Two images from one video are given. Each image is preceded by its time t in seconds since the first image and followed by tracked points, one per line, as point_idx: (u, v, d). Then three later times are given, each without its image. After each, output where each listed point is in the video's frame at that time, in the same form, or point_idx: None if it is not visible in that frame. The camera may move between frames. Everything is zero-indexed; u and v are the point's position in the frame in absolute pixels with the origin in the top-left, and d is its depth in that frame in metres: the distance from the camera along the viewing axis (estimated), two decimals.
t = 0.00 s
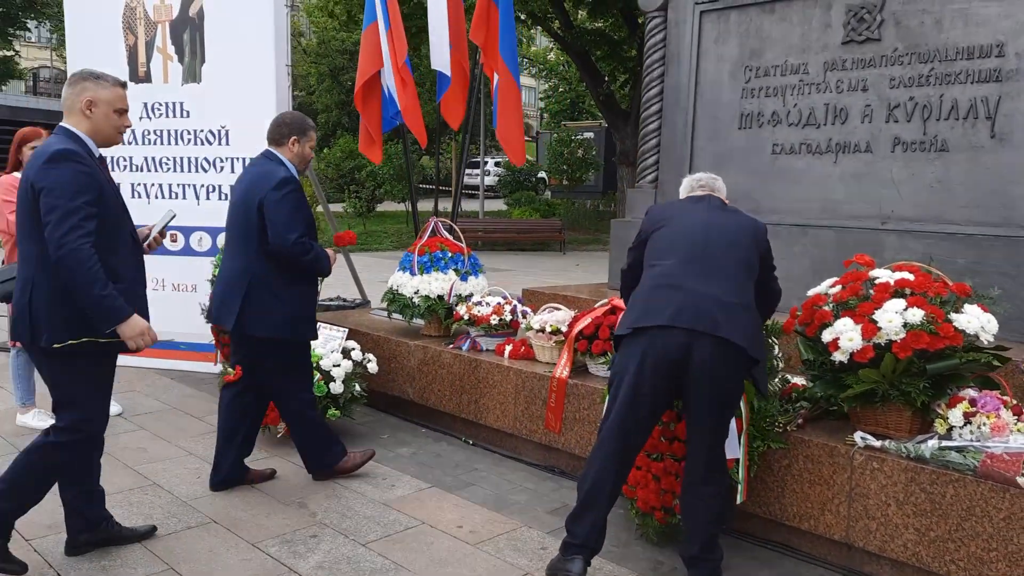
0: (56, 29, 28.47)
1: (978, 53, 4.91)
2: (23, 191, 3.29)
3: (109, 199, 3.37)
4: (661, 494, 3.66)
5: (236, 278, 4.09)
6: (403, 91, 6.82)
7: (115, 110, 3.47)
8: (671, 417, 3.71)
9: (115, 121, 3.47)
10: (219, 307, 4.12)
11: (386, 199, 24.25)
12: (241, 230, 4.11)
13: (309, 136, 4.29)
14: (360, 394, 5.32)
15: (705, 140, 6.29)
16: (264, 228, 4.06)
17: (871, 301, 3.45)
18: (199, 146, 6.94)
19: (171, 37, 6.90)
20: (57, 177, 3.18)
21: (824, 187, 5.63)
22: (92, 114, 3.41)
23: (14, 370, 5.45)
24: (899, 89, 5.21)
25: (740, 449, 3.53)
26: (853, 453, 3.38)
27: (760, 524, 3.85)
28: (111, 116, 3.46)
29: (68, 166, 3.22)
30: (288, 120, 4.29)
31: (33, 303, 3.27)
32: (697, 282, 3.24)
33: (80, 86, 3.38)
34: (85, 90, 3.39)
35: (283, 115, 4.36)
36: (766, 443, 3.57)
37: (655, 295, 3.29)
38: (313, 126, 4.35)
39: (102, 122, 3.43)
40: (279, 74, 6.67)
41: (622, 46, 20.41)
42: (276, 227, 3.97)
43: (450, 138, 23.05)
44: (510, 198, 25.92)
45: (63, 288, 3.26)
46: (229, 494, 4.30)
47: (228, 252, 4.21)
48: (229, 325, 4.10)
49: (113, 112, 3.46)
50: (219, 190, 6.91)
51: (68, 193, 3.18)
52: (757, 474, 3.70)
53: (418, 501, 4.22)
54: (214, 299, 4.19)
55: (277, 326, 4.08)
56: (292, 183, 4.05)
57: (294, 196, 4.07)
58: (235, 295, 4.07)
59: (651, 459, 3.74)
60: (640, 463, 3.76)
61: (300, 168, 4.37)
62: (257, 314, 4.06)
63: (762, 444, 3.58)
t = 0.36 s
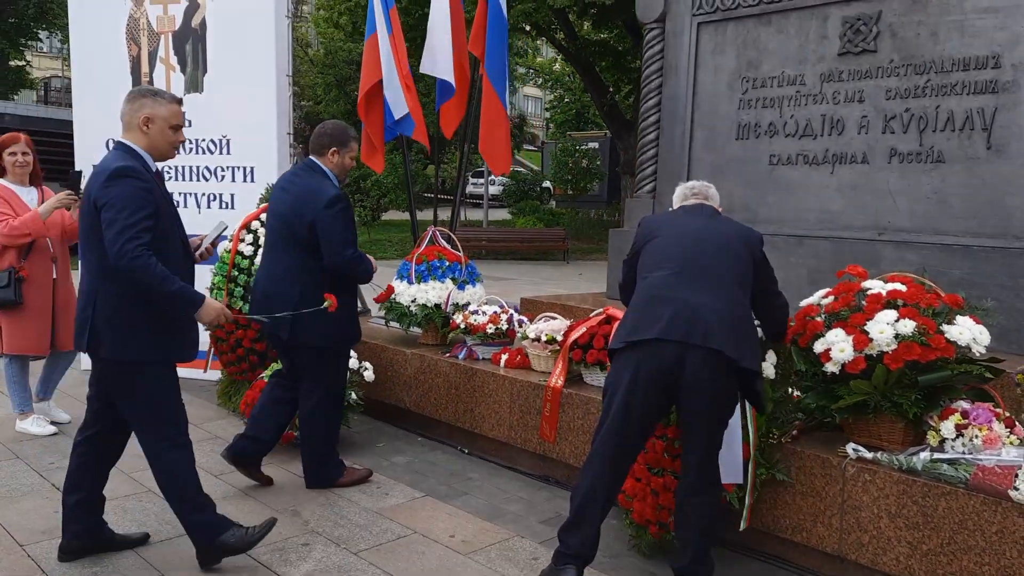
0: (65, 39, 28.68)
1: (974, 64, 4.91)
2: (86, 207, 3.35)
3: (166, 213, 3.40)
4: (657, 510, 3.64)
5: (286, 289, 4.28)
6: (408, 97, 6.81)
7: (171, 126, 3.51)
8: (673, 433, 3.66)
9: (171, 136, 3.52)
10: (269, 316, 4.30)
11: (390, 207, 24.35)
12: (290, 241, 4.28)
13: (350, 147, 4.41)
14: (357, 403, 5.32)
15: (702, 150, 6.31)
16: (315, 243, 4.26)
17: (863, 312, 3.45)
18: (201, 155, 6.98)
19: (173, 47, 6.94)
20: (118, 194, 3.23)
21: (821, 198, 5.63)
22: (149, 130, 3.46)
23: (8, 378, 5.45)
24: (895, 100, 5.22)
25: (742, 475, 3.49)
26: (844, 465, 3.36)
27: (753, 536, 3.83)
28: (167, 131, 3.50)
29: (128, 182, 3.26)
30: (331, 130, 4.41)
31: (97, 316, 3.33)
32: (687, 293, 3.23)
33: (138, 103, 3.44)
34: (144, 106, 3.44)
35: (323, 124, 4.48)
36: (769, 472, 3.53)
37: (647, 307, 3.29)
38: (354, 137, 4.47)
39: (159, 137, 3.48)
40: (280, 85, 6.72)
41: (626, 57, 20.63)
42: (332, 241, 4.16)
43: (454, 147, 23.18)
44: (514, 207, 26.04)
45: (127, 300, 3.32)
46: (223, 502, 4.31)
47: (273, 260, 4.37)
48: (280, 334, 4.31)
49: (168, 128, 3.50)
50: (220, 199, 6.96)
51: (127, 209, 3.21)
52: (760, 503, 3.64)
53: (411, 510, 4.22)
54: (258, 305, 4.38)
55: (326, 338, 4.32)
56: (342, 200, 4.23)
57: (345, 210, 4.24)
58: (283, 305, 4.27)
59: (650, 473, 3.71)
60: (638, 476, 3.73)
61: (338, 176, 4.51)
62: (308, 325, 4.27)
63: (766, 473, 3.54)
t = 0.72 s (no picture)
0: (78, 55, 29.07)
1: (980, 76, 4.93)
2: (186, 229, 3.37)
3: (266, 238, 3.46)
4: (666, 522, 3.65)
5: (318, 303, 4.36)
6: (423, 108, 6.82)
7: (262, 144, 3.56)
8: (682, 445, 3.68)
9: (261, 155, 3.57)
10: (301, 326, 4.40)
11: (399, 220, 24.49)
12: (323, 255, 4.34)
13: (383, 163, 4.45)
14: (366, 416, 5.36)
15: (710, 163, 6.34)
16: (347, 260, 4.32)
17: (870, 324, 3.47)
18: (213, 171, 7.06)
19: (186, 64, 7.03)
20: (225, 219, 3.27)
21: (828, 210, 5.65)
22: (240, 149, 3.51)
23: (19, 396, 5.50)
24: (902, 112, 5.24)
25: (748, 489, 3.50)
26: (853, 477, 3.36)
27: (761, 549, 3.83)
28: (257, 150, 3.55)
29: (234, 207, 3.31)
30: (365, 147, 4.46)
31: (201, 337, 3.39)
32: (696, 307, 3.24)
33: (232, 122, 3.49)
34: (236, 124, 3.50)
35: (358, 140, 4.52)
36: (778, 484, 3.55)
37: (655, 320, 3.30)
38: (388, 154, 4.52)
39: (251, 156, 3.53)
40: (292, 100, 6.81)
41: (633, 69, 20.82)
42: (364, 258, 4.23)
43: (463, 160, 23.34)
44: (522, 219, 26.17)
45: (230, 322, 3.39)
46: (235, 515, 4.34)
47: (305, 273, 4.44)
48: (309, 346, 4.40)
49: (259, 146, 3.55)
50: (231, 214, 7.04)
51: (233, 235, 3.27)
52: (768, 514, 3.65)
53: (421, 523, 4.24)
54: (290, 317, 4.46)
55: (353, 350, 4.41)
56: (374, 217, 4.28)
57: (376, 228, 4.30)
58: (315, 318, 4.36)
59: (659, 486, 3.72)
60: (647, 488, 3.74)
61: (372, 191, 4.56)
62: (341, 337, 4.38)
63: (774, 484, 3.56)
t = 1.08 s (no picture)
0: (86, 59, 29.19)
1: (986, 80, 4.97)
2: (268, 236, 3.50)
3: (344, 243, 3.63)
4: (677, 521, 3.69)
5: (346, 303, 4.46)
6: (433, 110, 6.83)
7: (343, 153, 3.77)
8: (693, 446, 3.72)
9: (341, 165, 3.78)
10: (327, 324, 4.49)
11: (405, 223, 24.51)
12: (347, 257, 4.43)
13: (409, 168, 4.53)
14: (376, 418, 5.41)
15: (717, 165, 6.38)
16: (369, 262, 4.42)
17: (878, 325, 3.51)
18: (225, 175, 7.14)
19: (198, 70, 7.11)
20: (314, 230, 3.44)
21: (835, 212, 5.69)
22: (324, 157, 3.71)
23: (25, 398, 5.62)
24: (909, 115, 5.28)
25: (759, 486, 3.54)
26: (861, 475, 3.40)
27: (770, 548, 3.87)
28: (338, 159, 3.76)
29: (322, 218, 3.48)
30: (392, 153, 4.57)
31: (274, 338, 3.50)
32: (700, 314, 3.28)
33: (320, 131, 3.69)
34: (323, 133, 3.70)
35: (386, 147, 4.61)
36: (787, 482, 3.59)
37: (659, 329, 3.32)
38: (414, 158, 4.59)
39: (334, 165, 3.73)
40: (302, 105, 6.88)
41: (640, 71, 20.71)
42: (385, 258, 4.33)
43: (469, 163, 23.35)
44: (529, 222, 26.15)
45: (305, 325, 3.54)
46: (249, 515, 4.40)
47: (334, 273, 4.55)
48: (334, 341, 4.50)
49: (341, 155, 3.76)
50: (243, 218, 7.13)
51: (321, 244, 3.43)
52: (777, 513, 3.69)
53: (433, 523, 4.29)
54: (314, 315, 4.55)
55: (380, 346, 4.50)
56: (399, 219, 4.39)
57: (398, 228, 4.38)
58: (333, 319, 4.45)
59: (670, 485, 3.76)
60: (657, 488, 3.78)
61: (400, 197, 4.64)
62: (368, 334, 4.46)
63: (783, 483, 3.60)
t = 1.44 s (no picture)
0: (88, 57, 29.26)
1: (989, 78, 5.03)
2: (331, 231, 3.68)
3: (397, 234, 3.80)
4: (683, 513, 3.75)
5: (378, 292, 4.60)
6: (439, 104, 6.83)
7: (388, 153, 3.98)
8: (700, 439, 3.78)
9: (386, 164, 3.99)
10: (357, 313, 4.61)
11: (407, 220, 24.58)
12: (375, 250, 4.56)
13: (443, 166, 4.69)
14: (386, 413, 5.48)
15: (722, 163, 6.44)
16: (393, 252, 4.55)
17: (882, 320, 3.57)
18: (233, 173, 7.20)
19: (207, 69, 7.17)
20: (373, 221, 3.61)
21: (839, 209, 5.74)
22: (370, 156, 3.91)
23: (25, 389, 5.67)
24: (912, 113, 5.34)
25: (764, 474, 3.54)
26: (866, 468, 3.47)
27: (776, 540, 3.94)
28: (383, 158, 3.96)
29: (381, 210, 3.65)
30: (426, 152, 4.74)
31: (350, 327, 3.67)
32: (648, 327, 3.11)
33: (366, 133, 3.92)
34: (368, 135, 3.92)
35: (420, 149, 4.82)
36: (792, 474, 3.65)
37: (609, 343, 3.17)
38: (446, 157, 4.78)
39: (379, 164, 3.94)
40: (310, 103, 6.94)
41: (641, 69, 20.76)
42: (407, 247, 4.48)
43: (471, 161, 23.42)
44: (531, 219, 26.24)
45: (376, 308, 3.72)
46: (263, 508, 4.47)
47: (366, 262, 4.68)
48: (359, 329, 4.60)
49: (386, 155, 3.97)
50: (251, 215, 7.18)
51: (383, 234, 3.62)
52: (783, 504, 3.75)
53: (444, 515, 4.36)
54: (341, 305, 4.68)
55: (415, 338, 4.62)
56: (423, 211, 4.58)
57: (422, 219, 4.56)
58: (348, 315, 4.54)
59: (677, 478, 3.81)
60: (664, 481, 3.84)
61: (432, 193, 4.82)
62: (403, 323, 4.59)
63: (790, 475, 3.67)
